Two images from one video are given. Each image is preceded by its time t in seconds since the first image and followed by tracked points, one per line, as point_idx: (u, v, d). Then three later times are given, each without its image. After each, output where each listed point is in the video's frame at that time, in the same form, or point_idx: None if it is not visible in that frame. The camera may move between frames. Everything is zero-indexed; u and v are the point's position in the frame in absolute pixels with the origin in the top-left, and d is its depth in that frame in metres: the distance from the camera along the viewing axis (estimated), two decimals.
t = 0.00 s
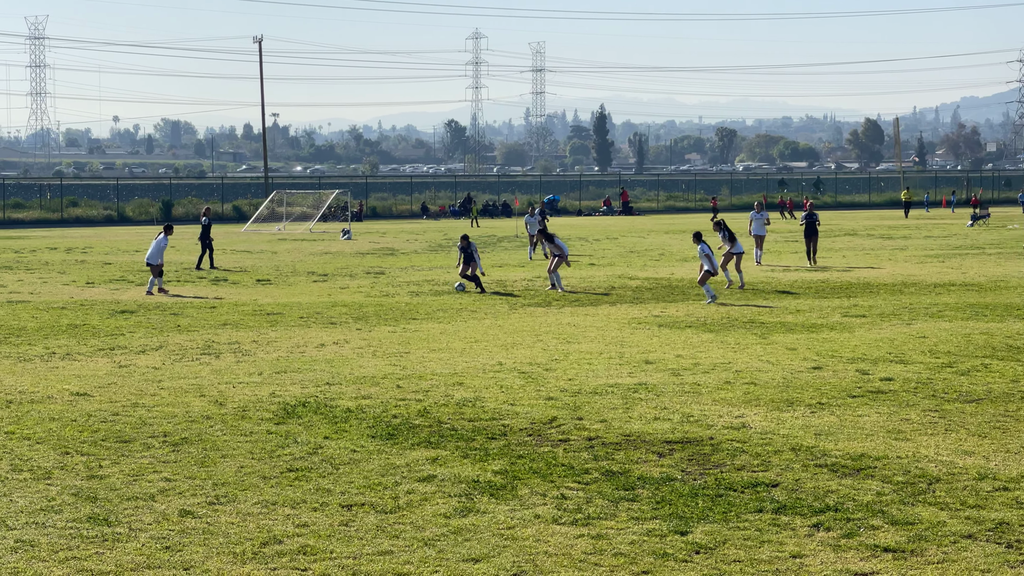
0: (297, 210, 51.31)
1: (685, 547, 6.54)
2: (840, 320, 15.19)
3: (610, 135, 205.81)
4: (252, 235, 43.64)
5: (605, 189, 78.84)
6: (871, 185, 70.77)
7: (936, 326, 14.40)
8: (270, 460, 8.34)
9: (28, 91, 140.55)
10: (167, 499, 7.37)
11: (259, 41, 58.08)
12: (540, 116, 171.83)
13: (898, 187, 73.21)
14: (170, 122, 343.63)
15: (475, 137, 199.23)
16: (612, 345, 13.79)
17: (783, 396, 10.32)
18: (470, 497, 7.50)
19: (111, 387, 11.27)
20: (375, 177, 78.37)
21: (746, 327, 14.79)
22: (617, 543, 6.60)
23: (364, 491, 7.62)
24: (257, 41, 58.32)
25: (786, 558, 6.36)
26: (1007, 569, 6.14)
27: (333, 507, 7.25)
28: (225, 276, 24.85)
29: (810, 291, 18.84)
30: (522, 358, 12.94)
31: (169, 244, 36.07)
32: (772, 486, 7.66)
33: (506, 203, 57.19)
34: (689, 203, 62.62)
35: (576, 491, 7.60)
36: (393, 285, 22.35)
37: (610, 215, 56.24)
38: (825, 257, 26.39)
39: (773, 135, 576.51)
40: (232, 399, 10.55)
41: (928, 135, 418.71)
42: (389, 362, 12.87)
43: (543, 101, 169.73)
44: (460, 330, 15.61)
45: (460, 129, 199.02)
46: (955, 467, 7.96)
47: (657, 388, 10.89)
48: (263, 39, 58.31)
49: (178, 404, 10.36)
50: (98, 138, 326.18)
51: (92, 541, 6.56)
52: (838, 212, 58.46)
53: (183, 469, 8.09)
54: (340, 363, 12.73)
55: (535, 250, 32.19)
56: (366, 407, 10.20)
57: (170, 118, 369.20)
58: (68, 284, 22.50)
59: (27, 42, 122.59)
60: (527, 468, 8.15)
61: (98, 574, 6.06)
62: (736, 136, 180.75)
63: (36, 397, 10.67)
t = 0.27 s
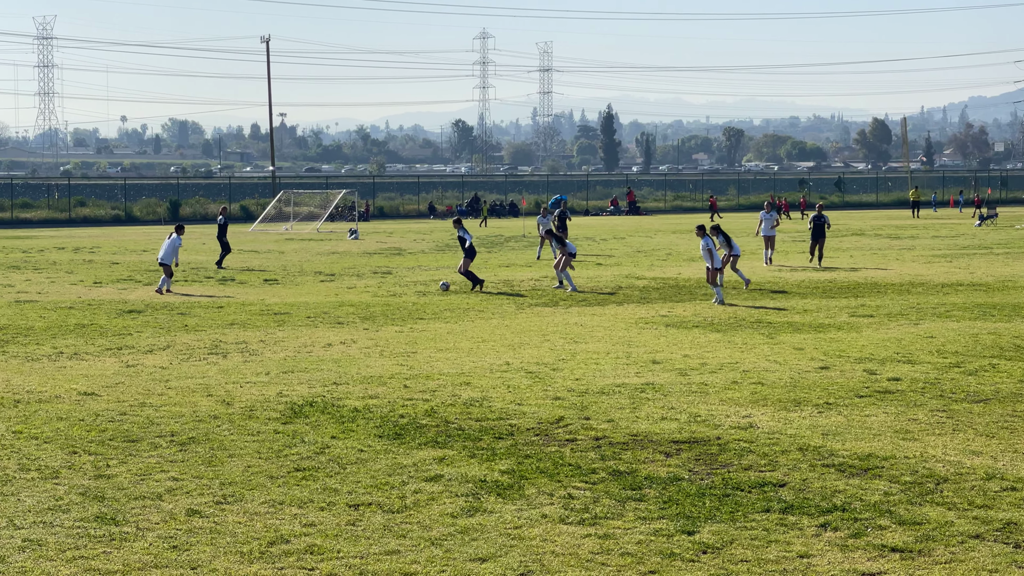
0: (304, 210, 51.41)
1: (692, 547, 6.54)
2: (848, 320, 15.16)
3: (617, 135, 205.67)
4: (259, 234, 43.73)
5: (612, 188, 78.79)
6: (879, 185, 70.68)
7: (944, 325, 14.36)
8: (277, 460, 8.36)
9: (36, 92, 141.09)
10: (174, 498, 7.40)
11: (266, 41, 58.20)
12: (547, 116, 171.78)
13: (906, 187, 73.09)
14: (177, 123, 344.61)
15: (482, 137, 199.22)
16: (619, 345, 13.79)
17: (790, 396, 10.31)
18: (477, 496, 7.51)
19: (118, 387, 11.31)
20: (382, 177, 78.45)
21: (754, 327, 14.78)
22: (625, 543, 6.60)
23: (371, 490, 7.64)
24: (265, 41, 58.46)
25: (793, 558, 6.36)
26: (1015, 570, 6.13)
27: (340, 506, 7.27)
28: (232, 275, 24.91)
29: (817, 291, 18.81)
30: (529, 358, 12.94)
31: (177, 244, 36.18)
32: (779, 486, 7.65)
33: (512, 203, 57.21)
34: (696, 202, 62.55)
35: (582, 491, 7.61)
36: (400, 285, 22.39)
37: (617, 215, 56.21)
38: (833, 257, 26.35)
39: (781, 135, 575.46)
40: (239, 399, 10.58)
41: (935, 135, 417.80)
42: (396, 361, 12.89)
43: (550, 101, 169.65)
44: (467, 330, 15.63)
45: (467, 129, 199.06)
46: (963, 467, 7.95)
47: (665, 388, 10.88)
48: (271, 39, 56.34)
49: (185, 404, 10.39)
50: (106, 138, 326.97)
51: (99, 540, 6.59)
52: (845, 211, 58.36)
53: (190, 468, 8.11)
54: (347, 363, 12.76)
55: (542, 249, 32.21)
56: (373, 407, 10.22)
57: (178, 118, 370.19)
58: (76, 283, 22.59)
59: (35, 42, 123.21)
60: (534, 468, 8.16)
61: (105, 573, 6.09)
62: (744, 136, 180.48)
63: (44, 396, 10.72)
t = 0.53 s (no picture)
0: (312, 210, 51.53)
1: (700, 547, 6.55)
2: (856, 320, 15.14)
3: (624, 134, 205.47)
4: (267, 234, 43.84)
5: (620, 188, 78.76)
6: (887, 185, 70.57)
7: (952, 325, 14.34)
8: (285, 460, 8.40)
9: (45, 92, 141.61)
10: (182, 498, 7.43)
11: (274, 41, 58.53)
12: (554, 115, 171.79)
13: (914, 187, 72.95)
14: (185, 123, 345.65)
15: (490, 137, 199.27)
16: (627, 345, 13.80)
17: (798, 396, 10.31)
18: (485, 496, 7.53)
19: (127, 386, 11.36)
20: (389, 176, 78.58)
21: (761, 327, 14.78)
22: (633, 543, 6.62)
23: (380, 490, 7.67)
24: (273, 41, 58.66)
25: (802, 558, 6.37)
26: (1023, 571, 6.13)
27: (349, 506, 7.30)
28: (240, 275, 25.00)
29: (825, 291, 18.79)
30: (536, 358, 12.96)
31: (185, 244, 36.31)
32: (787, 486, 7.65)
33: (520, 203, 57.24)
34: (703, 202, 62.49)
35: (590, 491, 7.62)
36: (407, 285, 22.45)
37: (625, 215, 56.21)
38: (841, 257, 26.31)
39: (789, 134, 574.27)
40: (248, 399, 10.62)
41: (944, 134, 416.27)
42: (404, 361, 12.93)
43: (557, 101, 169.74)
44: (475, 330, 15.66)
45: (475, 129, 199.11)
46: (972, 467, 7.94)
47: (672, 388, 10.89)
48: (278, 39, 58.54)
49: (193, 403, 10.43)
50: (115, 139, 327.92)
51: (108, 540, 6.63)
52: (853, 211, 58.24)
53: (198, 468, 8.15)
54: (355, 363, 12.80)
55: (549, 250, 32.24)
56: (381, 407, 10.26)
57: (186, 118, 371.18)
58: (85, 283, 22.69)
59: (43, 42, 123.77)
60: (542, 468, 8.18)
61: (114, 572, 6.12)
62: (751, 136, 180.17)
63: (52, 396, 10.77)
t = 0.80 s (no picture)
0: (325, 210, 51.69)
1: (714, 548, 6.56)
2: (870, 321, 15.11)
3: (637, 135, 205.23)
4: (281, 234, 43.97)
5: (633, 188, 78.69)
6: (900, 186, 70.37)
7: (967, 326, 14.29)
8: (299, 460, 8.44)
9: (59, 93, 142.52)
10: (197, 497, 7.49)
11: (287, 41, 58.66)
12: (567, 115, 171.65)
13: (928, 188, 72.71)
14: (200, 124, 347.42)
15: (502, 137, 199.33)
16: (640, 345, 13.80)
17: (812, 397, 10.30)
18: (499, 496, 7.55)
19: (141, 386, 11.44)
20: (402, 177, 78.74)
21: (774, 327, 14.76)
22: (646, 543, 6.63)
23: (393, 490, 7.70)
24: (286, 41, 58.86)
25: (815, 559, 6.37)
26: None
27: (362, 506, 7.33)
28: (254, 275, 25.09)
29: (839, 291, 18.75)
30: (549, 358, 12.97)
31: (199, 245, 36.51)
32: (801, 487, 7.65)
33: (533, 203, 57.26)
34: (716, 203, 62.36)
35: (604, 491, 7.64)
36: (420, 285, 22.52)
37: (637, 215, 56.17)
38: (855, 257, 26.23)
39: (802, 133, 572.26)
40: (261, 399, 10.68)
41: (959, 133, 414.08)
42: (417, 361, 12.96)
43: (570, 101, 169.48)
44: (488, 330, 15.70)
45: (487, 129, 199.19)
46: (986, 468, 7.91)
47: (686, 388, 10.88)
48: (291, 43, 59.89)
49: (207, 403, 10.50)
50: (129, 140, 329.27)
51: (123, 539, 6.68)
52: (867, 211, 58.03)
53: (212, 468, 8.20)
54: (368, 363, 12.85)
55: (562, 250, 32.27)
56: (395, 407, 10.30)
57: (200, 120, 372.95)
58: (100, 283, 22.85)
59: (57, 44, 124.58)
60: (556, 468, 8.20)
61: (128, 572, 6.17)
62: (765, 136, 179.70)
63: (67, 396, 10.85)
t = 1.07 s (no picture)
0: (344, 209, 51.89)
1: (734, 547, 6.56)
2: (890, 320, 15.02)
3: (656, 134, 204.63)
4: (301, 233, 44.16)
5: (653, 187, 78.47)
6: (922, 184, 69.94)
7: (989, 326, 14.17)
8: (318, 459, 8.49)
9: (82, 93, 143.75)
10: (216, 496, 7.55)
11: (307, 40, 58.96)
12: (586, 114, 171.36)
13: (950, 186, 72.17)
14: (220, 124, 349.27)
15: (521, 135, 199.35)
16: (659, 344, 13.78)
17: (832, 396, 10.26)
18: (517, 495, 7.58)
19: (161, 384, 11.55)
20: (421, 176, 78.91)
21: (794, 326, 14.70)
22: (665, 542, 6.64)
23: (412, 489, 7.74)
24: (305, 40, 59.09)
25: (836, 559, 6.35)
26: None
27: (381, 505, 7.38)
28: (274, 274, 25.21)
29: (860, 291, 18.64)
30: (568, 357, 12.98)
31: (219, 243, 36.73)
32: (821, 487, 7.62)
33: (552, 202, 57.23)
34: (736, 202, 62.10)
35: (623, 491, 7.65)
36: (439, 284, 22.58)
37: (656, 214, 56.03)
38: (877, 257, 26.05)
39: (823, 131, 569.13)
40: (281, 397, 10.75)
41: (982, 131, 410.33)
42: (436, 360, 13.00)
43: (589, 99, 169.22)
44: (506, 329, 15.72)
45: (506, 127, 199.25)
46: (1008, 468, 7.87)
47: (704, 388, 10.87)
48: (311, 37, 60.63)
49: (227, 402, 10.58)
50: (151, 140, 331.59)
51: (143, 537, 6.75)
52: (889, 211, 57.62)
53: (232, 466, 8.26)
54: (387, 362, 12.91)
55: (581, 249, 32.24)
56: (414, 405, 10.34)
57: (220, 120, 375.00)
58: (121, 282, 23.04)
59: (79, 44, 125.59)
60: (575, 468, 8.21)
61: (149, 569, 6.24)
62: (785, 134, 178.85)
63: (87, 394, 10.97)
